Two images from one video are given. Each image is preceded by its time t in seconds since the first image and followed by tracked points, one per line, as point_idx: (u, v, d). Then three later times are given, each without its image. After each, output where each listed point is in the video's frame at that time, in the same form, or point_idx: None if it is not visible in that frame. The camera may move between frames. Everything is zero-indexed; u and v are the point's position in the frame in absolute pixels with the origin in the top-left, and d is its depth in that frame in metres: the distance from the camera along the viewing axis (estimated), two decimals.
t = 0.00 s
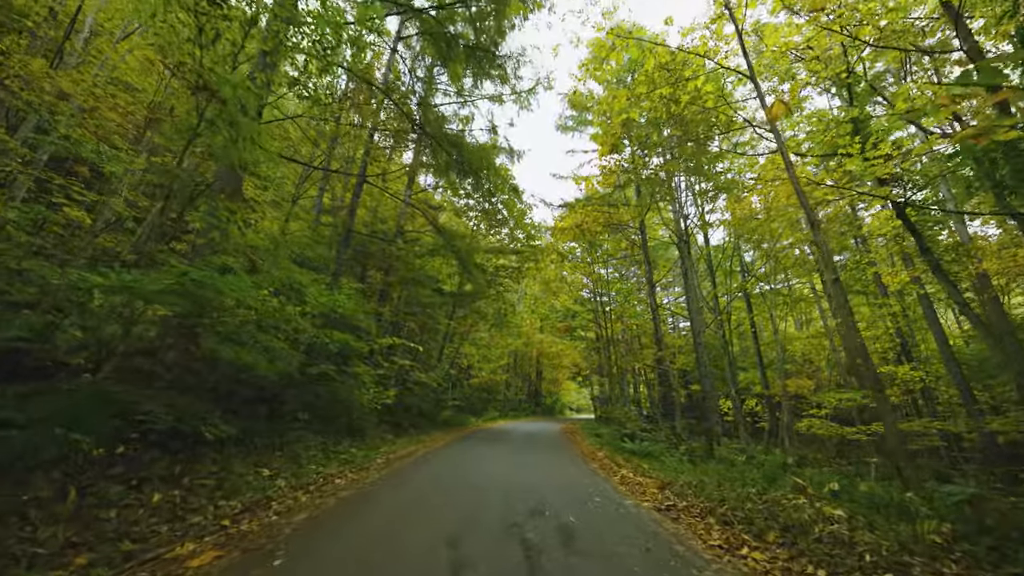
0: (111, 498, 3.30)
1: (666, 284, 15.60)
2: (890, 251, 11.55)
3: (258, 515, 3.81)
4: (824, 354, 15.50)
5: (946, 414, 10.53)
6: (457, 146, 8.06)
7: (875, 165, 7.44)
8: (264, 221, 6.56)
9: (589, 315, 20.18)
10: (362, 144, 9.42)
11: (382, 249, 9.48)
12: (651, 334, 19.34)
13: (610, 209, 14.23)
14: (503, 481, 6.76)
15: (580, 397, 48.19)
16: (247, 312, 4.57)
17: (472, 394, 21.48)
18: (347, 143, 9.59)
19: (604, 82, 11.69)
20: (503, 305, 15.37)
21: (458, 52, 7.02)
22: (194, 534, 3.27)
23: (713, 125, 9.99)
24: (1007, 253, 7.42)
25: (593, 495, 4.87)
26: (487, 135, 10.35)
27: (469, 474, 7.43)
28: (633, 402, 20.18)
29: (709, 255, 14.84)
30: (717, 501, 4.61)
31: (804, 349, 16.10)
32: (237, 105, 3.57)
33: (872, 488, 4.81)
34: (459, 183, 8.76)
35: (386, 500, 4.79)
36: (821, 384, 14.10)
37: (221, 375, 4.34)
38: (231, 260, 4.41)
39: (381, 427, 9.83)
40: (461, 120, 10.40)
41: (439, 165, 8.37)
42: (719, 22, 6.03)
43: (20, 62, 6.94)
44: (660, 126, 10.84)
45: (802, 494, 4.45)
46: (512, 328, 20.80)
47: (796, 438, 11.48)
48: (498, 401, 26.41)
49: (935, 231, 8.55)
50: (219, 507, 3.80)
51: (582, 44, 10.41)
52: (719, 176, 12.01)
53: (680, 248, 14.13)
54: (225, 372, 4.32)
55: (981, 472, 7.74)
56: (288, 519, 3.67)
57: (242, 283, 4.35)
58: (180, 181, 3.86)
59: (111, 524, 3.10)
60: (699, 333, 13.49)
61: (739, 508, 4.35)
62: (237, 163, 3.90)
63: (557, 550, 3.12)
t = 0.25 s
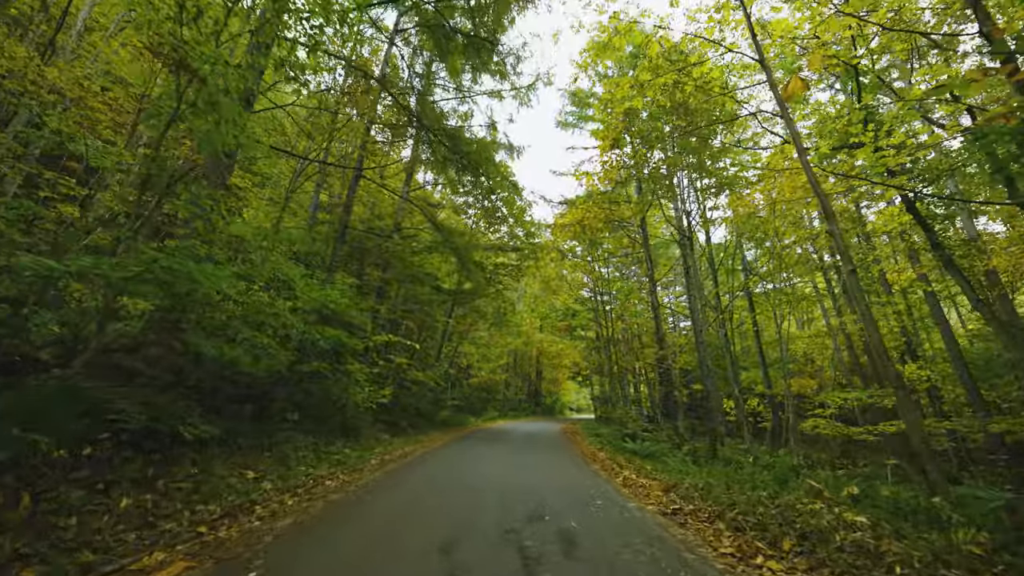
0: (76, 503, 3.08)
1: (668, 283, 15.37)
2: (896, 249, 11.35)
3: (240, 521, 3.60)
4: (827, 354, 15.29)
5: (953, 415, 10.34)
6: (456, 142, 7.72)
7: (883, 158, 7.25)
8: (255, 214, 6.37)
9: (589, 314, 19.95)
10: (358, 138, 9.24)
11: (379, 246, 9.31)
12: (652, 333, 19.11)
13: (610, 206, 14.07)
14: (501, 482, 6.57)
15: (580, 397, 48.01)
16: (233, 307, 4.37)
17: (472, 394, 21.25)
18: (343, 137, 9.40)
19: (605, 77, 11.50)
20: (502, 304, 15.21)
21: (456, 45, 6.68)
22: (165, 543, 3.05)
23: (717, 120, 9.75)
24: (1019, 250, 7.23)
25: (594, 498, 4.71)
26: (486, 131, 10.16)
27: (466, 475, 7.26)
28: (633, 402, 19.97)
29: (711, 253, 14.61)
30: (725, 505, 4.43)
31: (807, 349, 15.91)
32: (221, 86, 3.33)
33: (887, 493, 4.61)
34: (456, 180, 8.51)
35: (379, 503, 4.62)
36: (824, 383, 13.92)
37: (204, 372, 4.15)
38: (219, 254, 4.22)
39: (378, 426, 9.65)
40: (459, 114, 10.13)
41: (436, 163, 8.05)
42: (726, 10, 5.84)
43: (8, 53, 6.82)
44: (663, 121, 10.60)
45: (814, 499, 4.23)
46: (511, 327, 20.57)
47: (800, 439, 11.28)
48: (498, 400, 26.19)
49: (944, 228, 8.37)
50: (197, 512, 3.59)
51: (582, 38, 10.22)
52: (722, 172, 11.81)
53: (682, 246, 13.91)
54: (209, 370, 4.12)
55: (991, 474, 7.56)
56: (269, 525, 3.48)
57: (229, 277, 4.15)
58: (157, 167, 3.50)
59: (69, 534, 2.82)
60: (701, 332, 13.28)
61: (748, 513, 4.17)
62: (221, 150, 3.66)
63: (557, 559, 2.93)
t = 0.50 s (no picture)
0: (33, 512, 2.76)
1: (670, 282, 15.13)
2: (903, 247, 11.15)
3: (216, 531, 3.31)
4: (832, 354, 15.10)
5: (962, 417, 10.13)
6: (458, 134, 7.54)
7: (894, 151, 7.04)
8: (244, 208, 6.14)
9: (590, 313, 19.70)
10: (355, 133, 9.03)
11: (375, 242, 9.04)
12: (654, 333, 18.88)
13: (612, 204, 13.83)
14: (501, 485, 6.39)
15: (579, 397, 47.89)
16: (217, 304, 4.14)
17: (470, 393, 21.01)
18: (338, 132, 9.20)
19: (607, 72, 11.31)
20: (502, 303, 15.02)
21: (457, 36, 6.49)
22: (131, 558, 2.77)
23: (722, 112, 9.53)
24: None
25: (595, 502, 4.53)
26: (486, 128, 9.97)
27: (464, 477, 7.06)
28: (633, 402, 19.74)
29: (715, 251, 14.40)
30: (737, 513, 4.23)
31: (810, 349, 15.69)
32: (202, 63, 3.07)
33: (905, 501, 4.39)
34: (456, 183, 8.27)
35: (371, 508, 4.43)
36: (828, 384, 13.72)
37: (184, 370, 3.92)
38: (204, 248, 3.99)
39: (374, 428, 9.44)
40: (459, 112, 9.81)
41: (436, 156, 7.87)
42: None
43: None
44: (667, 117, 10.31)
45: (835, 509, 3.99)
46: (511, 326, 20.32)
47: (805, 440, 11.04)
48: (497, 401, 25.97)
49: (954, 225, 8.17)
50: (170, 521, 3.29)
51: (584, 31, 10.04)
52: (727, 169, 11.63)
53: (684, 244, 13.67)
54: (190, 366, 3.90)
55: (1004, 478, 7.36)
56: (250, 536, 3.26)
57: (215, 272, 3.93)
58: (134, 150, 3.23)
59: (19, 550, 2.49)
60: (704, 331, 13.03)
61: (763, 523, 3.96)
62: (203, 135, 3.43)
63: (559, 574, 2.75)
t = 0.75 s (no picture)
0: None
1: (672, 281, 14.93)
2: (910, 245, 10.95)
3: (191, 538, 3.09)
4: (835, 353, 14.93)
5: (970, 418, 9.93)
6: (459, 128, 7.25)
7: (906, 142, 6.84)
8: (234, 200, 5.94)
9: (590, 312, 19.51)
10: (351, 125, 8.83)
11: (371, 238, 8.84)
12: (655, 332, 18.68)
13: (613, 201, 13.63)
14: (500, 486, 6.23)
15: (579, 397, 47.75)
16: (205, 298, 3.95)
17: (469, 393, 20.81)
18: (334, 125, 9.00)
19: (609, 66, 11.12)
20: (501, 302, 14.83)
21: (456, 28, 6.23)
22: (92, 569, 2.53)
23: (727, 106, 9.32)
24: None
25: (597, 505, 4.37)
26: (485, 123, 9.76)
27: (462, 477, 6.88)
28: (634, 401, 19.56)
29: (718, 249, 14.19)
30: (751, 518, 4.03)
31: (813, 349, 15.51)
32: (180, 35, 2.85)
33: (925, 509, 4.17)
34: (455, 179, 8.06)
35: (363, 511, 4.25)
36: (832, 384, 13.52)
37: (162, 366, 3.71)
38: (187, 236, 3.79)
39: (370, 427, 9.23)
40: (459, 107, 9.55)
41: (434, 155, 7.59)
42: None
43: None
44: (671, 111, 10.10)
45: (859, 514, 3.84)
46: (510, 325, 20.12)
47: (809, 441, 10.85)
48: (496, 400, 25.79)
49: (964, 221, 7.97)
50: (140, 528, 3.07)
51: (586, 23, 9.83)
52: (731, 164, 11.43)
53: (686, 242, 13.47)
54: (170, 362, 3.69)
55: (1016, 481, 7.16)
56: (229, 543, 3.07)
57: (200, 263, 3.72)
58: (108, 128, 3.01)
59: None
60: (707, 330, 12.83)
61: (782, 530, 3.76)
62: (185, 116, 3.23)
63: None
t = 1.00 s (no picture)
0: None
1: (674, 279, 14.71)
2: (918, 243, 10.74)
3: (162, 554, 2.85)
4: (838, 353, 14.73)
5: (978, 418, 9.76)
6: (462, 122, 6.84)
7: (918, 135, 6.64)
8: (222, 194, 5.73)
9: (591, 311, 19.29)
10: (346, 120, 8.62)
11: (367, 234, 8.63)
12: (656, 331, 18.47)
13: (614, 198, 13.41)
14: (500, 490, 6.04)
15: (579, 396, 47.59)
16: (189, 295, 3.73)
17: (469, 392, 20.61)
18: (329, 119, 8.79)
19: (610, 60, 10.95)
20: (500, 301, 14.63)
21: (454, 21, 6.00)
22: None
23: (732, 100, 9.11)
24: None
25: (601, 512, 4.19)
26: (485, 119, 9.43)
27: (461, 480, 6.69)
28: (635, 401, 19.36)
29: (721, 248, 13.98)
30: (768, 528, 3.80)
31: (817, 348, 15.31)
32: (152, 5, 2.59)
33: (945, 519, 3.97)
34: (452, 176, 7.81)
35: (355, 518, 4.05)
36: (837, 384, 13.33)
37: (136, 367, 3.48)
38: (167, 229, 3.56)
39: (365, 429, 9.04)
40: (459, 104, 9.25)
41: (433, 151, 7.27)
42: None
43: None
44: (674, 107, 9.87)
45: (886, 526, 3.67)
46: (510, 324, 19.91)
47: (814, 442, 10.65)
48: (496, 400, 25.60)
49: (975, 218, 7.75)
50: (105, 543, 2.83)
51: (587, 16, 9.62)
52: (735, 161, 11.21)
53: (689, 240, 13.26)
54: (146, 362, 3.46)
55: None
56: (204, 559, 2.85)
57: (180, 258, 3.49)
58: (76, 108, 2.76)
59: None
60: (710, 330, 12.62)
61: (802, 542, 3.53)
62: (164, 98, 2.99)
63: None
